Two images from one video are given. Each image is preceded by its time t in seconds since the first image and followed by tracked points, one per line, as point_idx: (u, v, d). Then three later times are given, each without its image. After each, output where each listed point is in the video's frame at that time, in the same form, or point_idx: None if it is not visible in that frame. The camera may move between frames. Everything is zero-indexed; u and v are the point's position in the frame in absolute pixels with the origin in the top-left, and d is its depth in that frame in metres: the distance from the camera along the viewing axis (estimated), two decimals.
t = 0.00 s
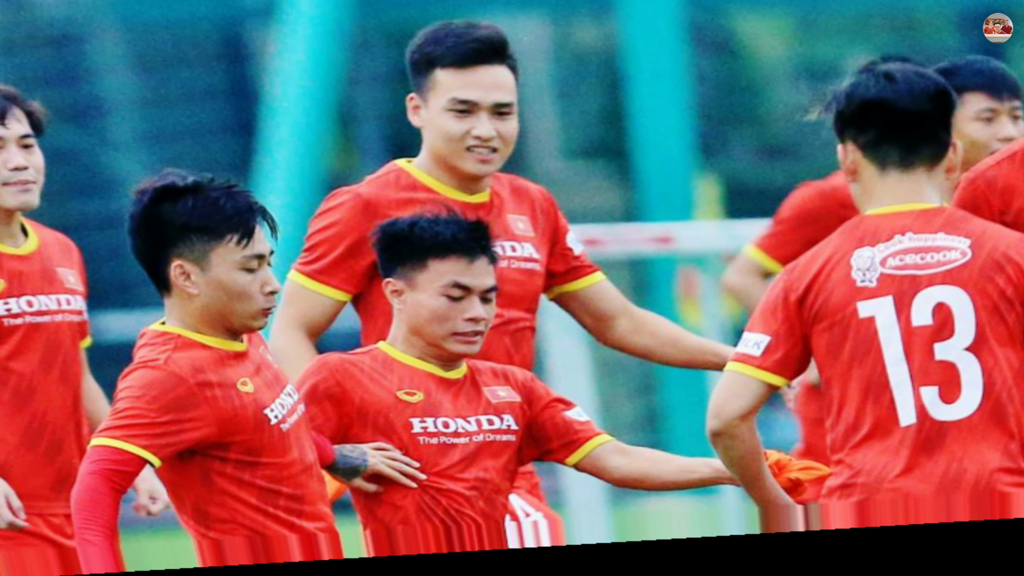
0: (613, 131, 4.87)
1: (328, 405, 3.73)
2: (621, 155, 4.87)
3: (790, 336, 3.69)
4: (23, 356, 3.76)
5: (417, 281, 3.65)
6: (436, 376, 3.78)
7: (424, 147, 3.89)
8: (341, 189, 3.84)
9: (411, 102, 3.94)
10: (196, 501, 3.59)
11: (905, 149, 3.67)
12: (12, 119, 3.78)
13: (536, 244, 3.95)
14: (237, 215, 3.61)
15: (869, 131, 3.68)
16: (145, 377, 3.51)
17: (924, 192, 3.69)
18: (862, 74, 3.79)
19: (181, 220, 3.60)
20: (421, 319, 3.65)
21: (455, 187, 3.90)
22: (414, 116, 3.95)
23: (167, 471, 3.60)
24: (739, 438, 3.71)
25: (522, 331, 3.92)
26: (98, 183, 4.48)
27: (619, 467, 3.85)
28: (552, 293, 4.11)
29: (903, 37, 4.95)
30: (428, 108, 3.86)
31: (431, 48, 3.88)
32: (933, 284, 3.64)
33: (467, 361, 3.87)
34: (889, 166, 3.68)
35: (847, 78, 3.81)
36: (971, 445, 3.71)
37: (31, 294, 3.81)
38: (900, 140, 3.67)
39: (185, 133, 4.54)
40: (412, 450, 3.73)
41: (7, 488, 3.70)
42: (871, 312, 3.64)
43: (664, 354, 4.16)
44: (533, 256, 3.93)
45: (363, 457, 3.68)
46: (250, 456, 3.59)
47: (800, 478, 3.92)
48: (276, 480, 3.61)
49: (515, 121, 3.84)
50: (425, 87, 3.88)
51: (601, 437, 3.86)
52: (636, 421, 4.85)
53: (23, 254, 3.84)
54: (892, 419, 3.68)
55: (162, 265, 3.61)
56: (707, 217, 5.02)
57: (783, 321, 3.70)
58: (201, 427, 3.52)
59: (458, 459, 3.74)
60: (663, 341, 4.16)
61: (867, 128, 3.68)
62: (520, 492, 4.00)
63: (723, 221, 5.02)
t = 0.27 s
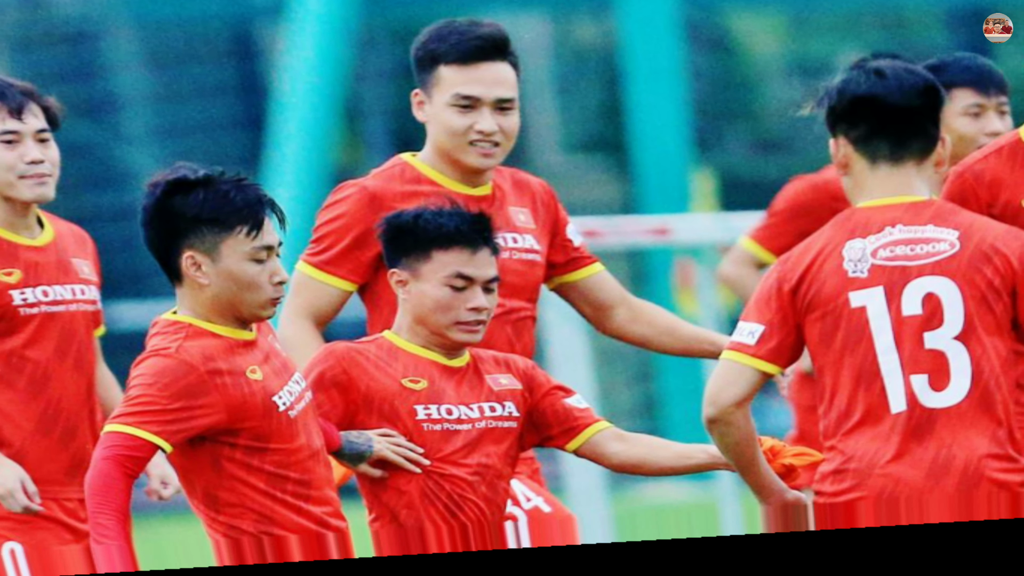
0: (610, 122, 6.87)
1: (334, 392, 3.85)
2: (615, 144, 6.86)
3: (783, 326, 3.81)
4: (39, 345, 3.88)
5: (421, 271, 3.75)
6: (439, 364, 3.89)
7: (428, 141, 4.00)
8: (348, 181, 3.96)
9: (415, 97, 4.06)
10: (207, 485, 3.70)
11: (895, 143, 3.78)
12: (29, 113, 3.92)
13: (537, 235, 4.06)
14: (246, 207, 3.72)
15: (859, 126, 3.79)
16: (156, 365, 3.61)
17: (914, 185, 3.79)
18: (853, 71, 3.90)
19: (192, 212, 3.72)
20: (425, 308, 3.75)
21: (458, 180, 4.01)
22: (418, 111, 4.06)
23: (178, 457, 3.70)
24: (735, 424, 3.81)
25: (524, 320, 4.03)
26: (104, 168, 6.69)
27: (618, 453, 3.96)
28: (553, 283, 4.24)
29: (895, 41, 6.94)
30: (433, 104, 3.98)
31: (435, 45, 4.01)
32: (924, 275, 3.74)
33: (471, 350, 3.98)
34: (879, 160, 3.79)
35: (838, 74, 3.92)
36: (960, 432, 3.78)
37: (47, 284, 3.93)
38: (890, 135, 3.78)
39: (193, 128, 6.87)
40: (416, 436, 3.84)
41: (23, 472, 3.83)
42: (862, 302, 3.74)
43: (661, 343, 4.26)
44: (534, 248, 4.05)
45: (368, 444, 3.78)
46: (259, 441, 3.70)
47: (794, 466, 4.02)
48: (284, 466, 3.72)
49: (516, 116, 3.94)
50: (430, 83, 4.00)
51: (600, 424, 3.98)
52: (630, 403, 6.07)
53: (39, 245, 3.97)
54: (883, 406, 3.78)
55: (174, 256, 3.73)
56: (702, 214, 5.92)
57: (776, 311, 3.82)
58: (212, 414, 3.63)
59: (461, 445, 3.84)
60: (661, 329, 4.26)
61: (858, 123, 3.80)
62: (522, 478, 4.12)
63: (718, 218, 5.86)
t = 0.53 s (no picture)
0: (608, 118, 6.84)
1: (341, 379, 3.95)
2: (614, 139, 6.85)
3: (777, 316, 3.92)
4: (54, 334, 4.00)
5: (425, 262, 3.86)
6: (443, 353, 4.00)
7: (432, 136, 4.11)
8: (353, 175, 4.07)
9: (420, 93, 4.17)
10: (217, 471, 3.81)
11: (885, 137, 3.88)
12: (44, 108, 4.04)
13: (538, 227, 4.17)
14: (255, 200, 3.83)
15: (851, 121, 3.90)
16: (168, 354, 3.71)
17: (904, 178, 3.89)
18: (845, 68, 4.00)
19: (203, 205, 3.83)
20: (429, 298, 3.86)
21: (461, 173, 4.12)
22: (422, 106, 4.18)
23: (187, 442, 3.81)
24: (728, 411, 3.92)
25: (524, 310, 4.15)
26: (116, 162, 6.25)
27: (616, 440, 4.08)
28: (553, 274, 4.35)
29: (886, 38, 6.79)
30: (436, 99, 4.09)
31: (439, 43, 4.12)
32: (914, 266, 3.84)
33: (473, 339, 4.09)
34: (870, 154, 3.89)
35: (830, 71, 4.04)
36: (950, 418, 3.88)
37: (62, 275, 4.05)
38: (881, 129, 3.89)
39: (206, 124, 6.43)
40: (420, 425, 3.95)
41: (38, 458, 3.94)
42: (854, 292, 3.84)
43: (659, 332, 4.36)
44: (534, 239, 4.15)
45: (373, 431, 3.89)
46: (268, 429, 3.81)
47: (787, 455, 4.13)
48: (292, 452, 3.83)
49: (518, 111, 4.05)
50: (433, 79, 4.11)
51: (599, 411, 4.09)
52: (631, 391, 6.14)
53: (54, 237, 4.08)
54: (875, 393, 3.87)
55: (186, 247, 3.83)
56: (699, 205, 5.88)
57: (771, 301, 3.92)
58: (221, 401, 3.73)
59: (463, 433, 3.95)
60: (658, 319, 4.36)
61: (850, 119, 3.90)
62: (523, 464, 4.23)
63: (715, 209, 5.84)
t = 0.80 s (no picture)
0: (607, 113, 7.26)
1: (347, 367, 4.07)
2: (613, 133, 7.20)
3: (772, 306, 4.02)
4: (68, 323, 4.11)
5: (429, 254, 3.96)
6: (446, 342, 4.10)
7: (435, 131, 4.22)
8: (360, 168, 4.18)
9: (423, 89, 4.28)
10: (226, 458, 3.91)
11: (876, 132, 3.99)
12: (60, 104, 4.15)
13: (538, 220, 4.29)
14: (264, 193, 3.94)
15: (843, 116, 4.01)
16: (178, 343, 3.82)
17: (895, 172, 3.99)
18: (837, 65, 4.11)
19: (213, 198, 3.94)
20: (432, 289, 3.97)
21: (463, 167, 4.24)
22: (426, 102, 4.29)
23: (197, 429, 3.91)
24: (724, 399, 4.03)
25: (525, 301, 4.26)
26: (130, 156, 7.11)
27: (615, 427, 4.18)
28: (553, 265, 4.47)
29: (876, 36, 7.24)
30: (440, 95, 4.19)
31: (443, 40, 4.23)
32: (904, 258, 3.91)
33: (475, 328, 4.20)
34: (862, 148, 4.00)
35: (823, 68, 4.15)
36: (939, 407, 3.93)
37: (75, 266, 4.16)
38: (872, 125, 3.99)
39: (215, 118, 7.39)
40: (423, 411, 4.06)
41: (52, 445, 4.05)
42: (846, 283, 3.92)
43: (656, 322, 4.47)
44: (535, 232, 4.27)
45: (378, 418, 4.00)
46: (276, 416, 3.91)
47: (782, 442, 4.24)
48: (299, 439, 3.94)
49: (519, 107, 4.16)
50: (437, 75, 4.21)
51: (598, 399, 4.19)
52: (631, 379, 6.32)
53: (69, 229, 4.20)
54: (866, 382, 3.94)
55: (196, 239, 3.94)
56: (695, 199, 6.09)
57: (765, 292, 4.02)
58: (230, 389, 3.84)
59: (466, 419, 4.06)
60: (656, 309, 4.46)
61: (842, 114, 4.01)
62: (524, 451, 4.34)
63: (710, 202, 6.07)
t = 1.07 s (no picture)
0: (606, 108, 8.20)
1: (352, 357, 4.18)
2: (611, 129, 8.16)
3: (766, 297, 4.12)
4: (81, 314, 4.22)
5: (432, 246, 4.07)
6: (449, 332, 4.21)
7: (439, 126, 4.33)
8: (365, 163, 4.30)
9: (427, 85, 4.39)
10: (235, 445, 4.02)
11: (868, 127, 4.09)
12: (74, 100, 4.27)
13: (539, 213, 4.40)
14: (272, 186, 4.05)
15: (835, 112, 4.12)
16: (189, 332, 3.93)
17: (886, 167, 4.09)
18: (830, 62, 4.21)
19: (222, 191, 4.05)
20: (436, 280, 4.07)
21: (466, 161, 4.35)
22: (430, 98, 4.40)
23: (207, 417, 4.02)
24: (719, 388, 4.13)
25: (527, 291, 4.37)
26: (142, 151, 8.26)
27: (614, 415, 4.29)
28: (553, 257, 4.59)
29: (865, 34, 8.29)
30: (443, 91, 4.30)
31: (446, 38, 4.34)
32: (895, 250, 4.01)
33: (477, 319, 4.31)
34: (854, 143, 4.10)
35: (816, 65, 4.25)
36: (930, 397, 4.03)
37: (88, 257, 4.26)
38: (864, 120, 4.10)
39: (225, 114, 8.37)
40: (427, 400, 4.17)
41: (65, 432, 4.16)
42: (839, 274, 4.02)
43: (654, 313, 4.58)
44: (535, 224, 4.38)
45: (383, 406, 4.11)
46: (283, 404, 4.02)
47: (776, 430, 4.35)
48: (306, 426, 4.04)
49: (520, 102, 4.27)
50: (440, 72, 4.33)
51: (597, 388, 4.30)
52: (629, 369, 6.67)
53: (82, 222, 4.30)
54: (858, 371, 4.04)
55: (206, 231, 4.05)
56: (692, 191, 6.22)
57: (760, 283, 4.12)
58: (239, 377, 3.95)
59: (468, 407, 4.17)
60: (653, 300, 4.57)
61: (834, 110, 4.12)
62: (525, 438, 4.45)
63: (707, 194, 6.21)
